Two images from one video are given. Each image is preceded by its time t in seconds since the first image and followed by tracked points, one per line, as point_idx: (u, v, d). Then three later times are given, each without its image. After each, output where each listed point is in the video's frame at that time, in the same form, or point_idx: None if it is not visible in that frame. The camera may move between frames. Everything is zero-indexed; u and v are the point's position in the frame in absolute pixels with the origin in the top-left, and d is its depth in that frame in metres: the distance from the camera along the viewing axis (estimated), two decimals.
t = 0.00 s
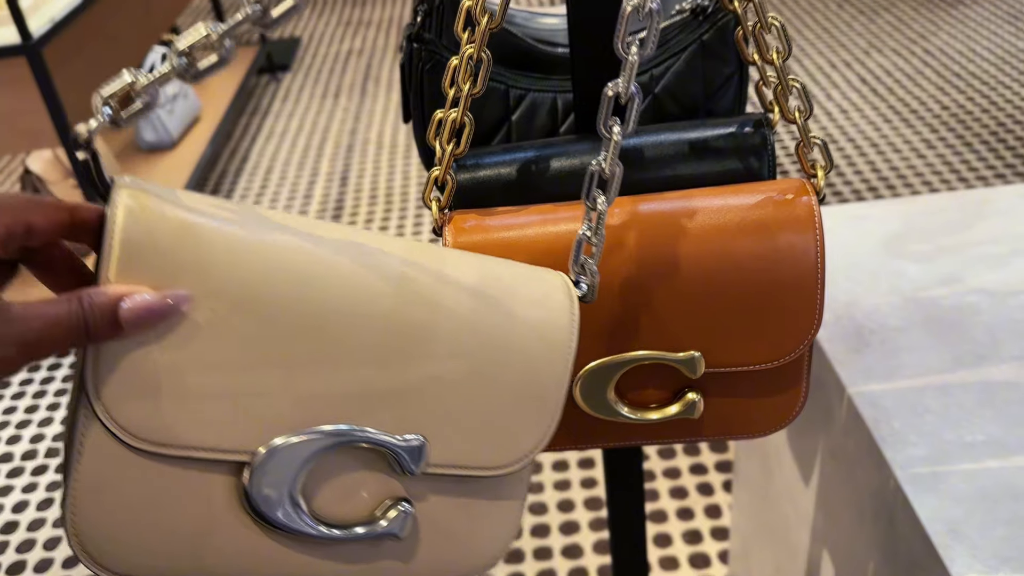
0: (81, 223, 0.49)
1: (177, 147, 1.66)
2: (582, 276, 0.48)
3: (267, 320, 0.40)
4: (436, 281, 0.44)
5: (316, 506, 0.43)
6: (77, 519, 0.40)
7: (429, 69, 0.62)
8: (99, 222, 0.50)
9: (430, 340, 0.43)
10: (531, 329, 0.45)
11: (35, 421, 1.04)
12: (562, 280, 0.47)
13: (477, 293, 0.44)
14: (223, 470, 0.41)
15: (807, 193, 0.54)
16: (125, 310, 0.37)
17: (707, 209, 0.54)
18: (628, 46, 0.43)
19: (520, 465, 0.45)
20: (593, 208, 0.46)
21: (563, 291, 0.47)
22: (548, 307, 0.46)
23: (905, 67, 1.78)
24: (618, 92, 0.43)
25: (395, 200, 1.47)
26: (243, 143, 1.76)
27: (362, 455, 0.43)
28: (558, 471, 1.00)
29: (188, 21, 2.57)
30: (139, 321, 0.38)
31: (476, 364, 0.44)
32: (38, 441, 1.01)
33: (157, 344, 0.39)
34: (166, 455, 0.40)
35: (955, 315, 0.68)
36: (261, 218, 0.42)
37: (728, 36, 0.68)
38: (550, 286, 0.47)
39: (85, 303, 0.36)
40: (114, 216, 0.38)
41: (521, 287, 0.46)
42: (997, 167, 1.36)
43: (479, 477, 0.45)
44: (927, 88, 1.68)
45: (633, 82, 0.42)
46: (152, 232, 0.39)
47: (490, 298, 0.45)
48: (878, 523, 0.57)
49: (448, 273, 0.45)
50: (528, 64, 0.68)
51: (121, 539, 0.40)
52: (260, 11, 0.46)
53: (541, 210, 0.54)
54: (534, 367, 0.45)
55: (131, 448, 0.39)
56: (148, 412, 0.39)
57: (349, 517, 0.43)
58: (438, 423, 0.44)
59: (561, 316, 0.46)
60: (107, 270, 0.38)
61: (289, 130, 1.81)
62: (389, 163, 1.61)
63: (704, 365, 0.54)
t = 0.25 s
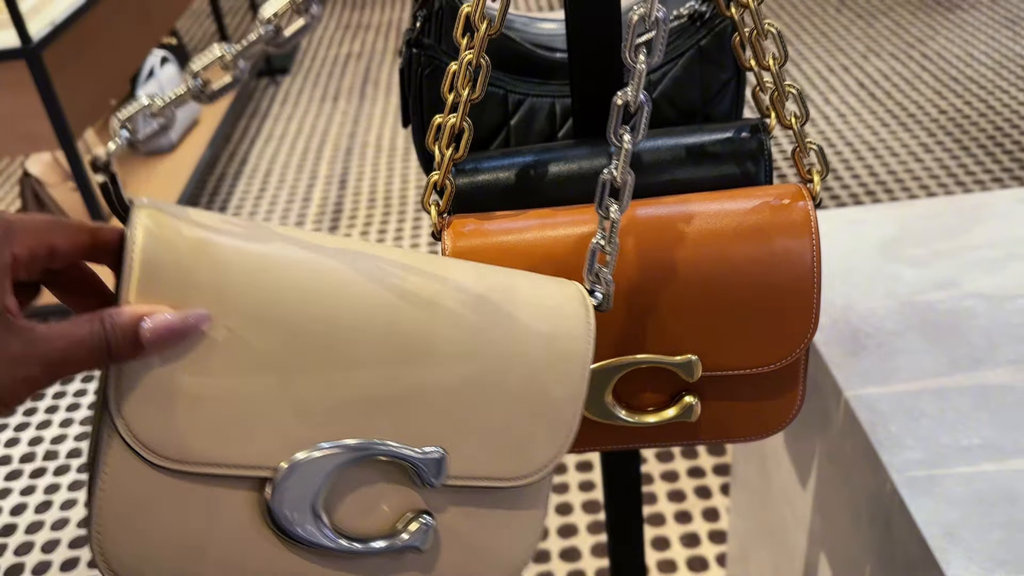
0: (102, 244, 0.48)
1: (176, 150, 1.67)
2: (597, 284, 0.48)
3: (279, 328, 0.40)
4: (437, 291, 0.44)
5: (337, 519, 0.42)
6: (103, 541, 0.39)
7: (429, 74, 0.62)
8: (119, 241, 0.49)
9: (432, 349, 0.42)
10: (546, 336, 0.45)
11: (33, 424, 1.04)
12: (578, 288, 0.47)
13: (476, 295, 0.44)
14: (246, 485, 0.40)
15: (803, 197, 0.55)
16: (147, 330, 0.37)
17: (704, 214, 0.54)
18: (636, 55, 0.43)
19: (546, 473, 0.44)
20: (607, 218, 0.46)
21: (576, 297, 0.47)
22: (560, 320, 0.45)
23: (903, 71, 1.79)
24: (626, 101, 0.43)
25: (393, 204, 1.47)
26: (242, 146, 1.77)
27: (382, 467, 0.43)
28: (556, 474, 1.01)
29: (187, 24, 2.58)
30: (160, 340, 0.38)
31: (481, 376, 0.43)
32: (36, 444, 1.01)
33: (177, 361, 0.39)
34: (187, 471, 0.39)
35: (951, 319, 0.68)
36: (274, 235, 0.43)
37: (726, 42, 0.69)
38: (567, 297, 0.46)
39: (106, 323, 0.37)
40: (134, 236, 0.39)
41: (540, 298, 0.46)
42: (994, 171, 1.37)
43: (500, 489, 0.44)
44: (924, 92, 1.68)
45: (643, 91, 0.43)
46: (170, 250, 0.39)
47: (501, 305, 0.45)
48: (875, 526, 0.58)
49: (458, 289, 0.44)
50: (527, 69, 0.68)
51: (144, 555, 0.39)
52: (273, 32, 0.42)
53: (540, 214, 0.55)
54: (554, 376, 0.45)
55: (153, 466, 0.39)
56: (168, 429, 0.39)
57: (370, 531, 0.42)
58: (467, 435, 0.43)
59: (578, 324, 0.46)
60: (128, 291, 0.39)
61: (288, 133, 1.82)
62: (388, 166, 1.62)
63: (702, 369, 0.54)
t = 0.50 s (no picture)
0: (123, 266, 0.48)
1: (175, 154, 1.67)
2: (612, 294, 0.48)
3: (293, 346, 0.41)
4: (436, 298, 0.44)
5: (358, 531, 0.43)
6: (129, 560, 0.40)
7: (428, 79, 0.62)
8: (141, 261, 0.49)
9: (433, 353, 0.43)
10: (557, 344, 0.45)
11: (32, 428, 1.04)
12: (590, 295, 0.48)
13: (475, 300, 0.45)
14: (269, 500, 0.41)
15: (799, 202, 0.55)
16: (168, 348, 0.38)
17: (701, 218, 0.54)
18: (643, 63, 0.43)
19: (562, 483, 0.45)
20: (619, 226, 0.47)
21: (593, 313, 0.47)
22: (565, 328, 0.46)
23: (901, 76, 1.79)
24: (635, 109, 0.43)
25: (392, 207, 1.48)
26: (241, 149, 1.77)
27: (403, 479, 0.43)
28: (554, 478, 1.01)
29: (186, 28, 2.58)
30: (181, 358, 0.39)
31: (485, 383, 0.44)
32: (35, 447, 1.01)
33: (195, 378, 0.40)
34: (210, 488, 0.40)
35: (947, 323, 0.68)
36: (285, 252, 0.43)
37: (723, 48, 0.69)
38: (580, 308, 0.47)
39: (128, 342, 0.37)
40: (153, 254, 0.40)
41: (552, 306, 0.46)
42: (991, 176, 1.37)
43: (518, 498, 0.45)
44: (922, 96, 1.69)
45: (650, 100, 0.43)
46: (186, 269, 0.40)
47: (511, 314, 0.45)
48: (872, 530, 0.58)
49: (452, 292, 0.45)
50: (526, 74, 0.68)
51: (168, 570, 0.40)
52: (284, 50, 0.41)
53: (538, 218, 0.55)
54: (569, 386, 0.45)
55: (175, 484, 0.40)
56: (189, 445, 0.40)
57: (391, 543, 0.43)
58: (483, 445, 0.44)
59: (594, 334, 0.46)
60: (147, 311, 0.39)
61: (287, 136, 1.82)
62: (386, 170, 1.62)
63: (699, 371, 0.55)
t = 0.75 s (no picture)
0: (152, 291, 0.52)
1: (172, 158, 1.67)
2: (635, 304, 0.50)
3: (316, 362, 0.43)
4: (430, 300, 0.46)
5: (392, 548, 0.45)
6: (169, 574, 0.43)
7: (426, 85, 0.62)
8: (166, 288, 0.54)
9: (433, 357, 0.45)
10: (576, 359, 0.47)
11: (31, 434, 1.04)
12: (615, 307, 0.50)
13: (474, 311, 0.46)
14: (303, 520, 0.44)
15: (794, 209, 0.55)
16: (198, 373, 0.41)
17: (697, 225, 0.55)
18: (654, 74, 0.44)
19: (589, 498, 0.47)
20: (639, 237, 0.47)
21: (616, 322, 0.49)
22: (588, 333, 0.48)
23: (897, 82, 1.80)
24: (648, 120, 0.44)
25: (390, 212, 1.48)
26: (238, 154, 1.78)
27: (434, 497, 0.46)
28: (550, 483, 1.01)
29: (184, 33, 2.58)
30: (210, 383, 0.41)
31: (487, 391, 0.45)
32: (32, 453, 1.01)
33: (223, 403, 0.43)
34: (241, 509, 0.43)
35: (942, 329, 0.69)
36: (304, 276, 0.45)
37: (719, 55, 0.69)
38: (599, 317, 0.48)
39: (160, 368, 0.40)
40: (183, 283, 0.43)
41: (572, 321, 0.48)
42: (987, 183, 1.38)
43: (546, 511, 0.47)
44: (918, 103, 1.69)
45: (663, 111, 0.44)
46: (215, 296, 0.43)
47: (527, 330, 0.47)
48: (867, 535, 0.58)
49: (451, 304, 0.46)
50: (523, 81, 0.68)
51: None
52: (302, 76, 0.44)
53: (535, 224, 0.55)
54: (593, 404, 0.47)
55: (208, 505, 0.43)
56: (220, 467, 0.42)
57: (424, 559, 0.46)
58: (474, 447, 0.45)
59: (615, 356, 0.47)
60: (177, 339, 0.42)
61: (285, 141, 1.82)
62: (384, 175, 1.62)
63: (695, 377, 0.55)
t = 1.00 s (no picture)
0: (173, 307, 0.52)
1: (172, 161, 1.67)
2: (649, 309, 0.51)
3: (329, 369, 0.44)
4: (430, 306, 0.47)
5: (412, 559, 0.45)
6: None
7: (424, 90, 0.63)
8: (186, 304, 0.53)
9: (431, 356, 0.45)
10: (579, 364, 0.47)
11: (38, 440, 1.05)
12: (626, 311, 0.51)
13: (474, 318, 0.47)
14: (323, 531, 0.44)
15: (790, 214, 0.56)
16: (219, 389, 0.41)
17: (694, 230, 0.55)
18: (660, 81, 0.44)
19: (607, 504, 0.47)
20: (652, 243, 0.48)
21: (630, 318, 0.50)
22: (595, 335, 0.48)
23: (895, 87, 1.80)
24: (656, 126, 0.44)
25: (389, 216, 1.48)
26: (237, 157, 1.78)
27: (453, 506, 0.46)
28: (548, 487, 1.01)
29: (184, 36, 2.58)
30: (231, 399, 0.41)
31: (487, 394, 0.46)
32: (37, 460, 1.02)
33: (243, 416, 0.43)
34: (265, 522, 0.43)
35: (938, 334, 0.69)
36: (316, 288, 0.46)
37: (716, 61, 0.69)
38: (613, 326, 0.49)
39: (180, 384, 0.41)
40: (202, 299, 0.43)
41: (581, 325, 0.49)
42: (985, 188, 1.38)
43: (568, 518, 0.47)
44: (915, 107, 1.70)
45: (671, 118, 0.44)
46: (232, 311, 0.44)
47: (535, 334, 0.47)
48: (863, 538, 0.58)
49: (454, 314, 0.47)
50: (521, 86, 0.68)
51: None
52: (316, 92, 0.46)
53: (533, 229, 0.55)
54: (606, 410, 0.47)
55: (233, 519, 0.43)
56: (243, 480, 0.43)
57: (442, 568, 0.46)
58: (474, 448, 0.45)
59: (626, 364, 0.48)
60: (197, 354, 0.43)
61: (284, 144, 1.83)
62: (383, 178, 1.62)
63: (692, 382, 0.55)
